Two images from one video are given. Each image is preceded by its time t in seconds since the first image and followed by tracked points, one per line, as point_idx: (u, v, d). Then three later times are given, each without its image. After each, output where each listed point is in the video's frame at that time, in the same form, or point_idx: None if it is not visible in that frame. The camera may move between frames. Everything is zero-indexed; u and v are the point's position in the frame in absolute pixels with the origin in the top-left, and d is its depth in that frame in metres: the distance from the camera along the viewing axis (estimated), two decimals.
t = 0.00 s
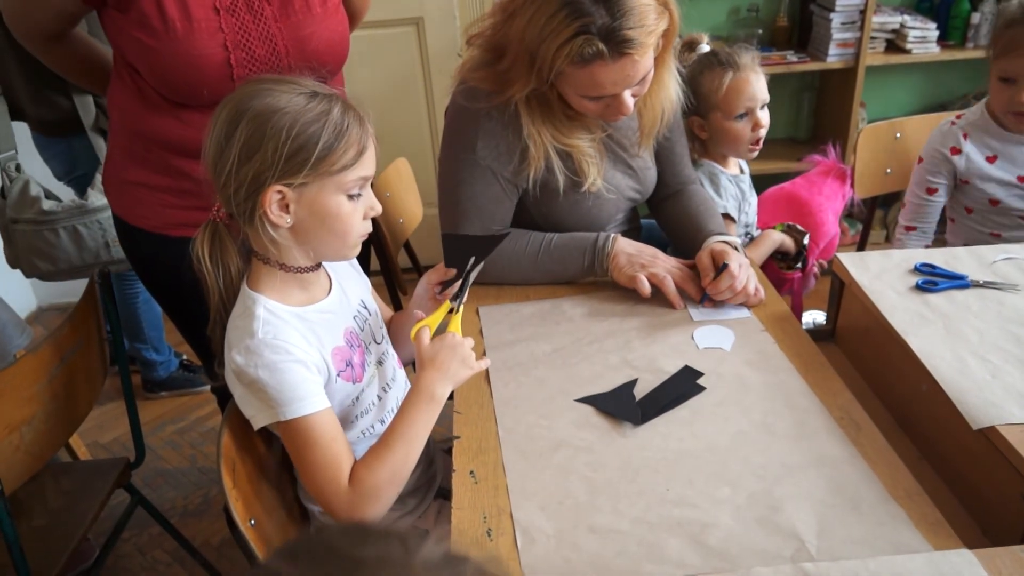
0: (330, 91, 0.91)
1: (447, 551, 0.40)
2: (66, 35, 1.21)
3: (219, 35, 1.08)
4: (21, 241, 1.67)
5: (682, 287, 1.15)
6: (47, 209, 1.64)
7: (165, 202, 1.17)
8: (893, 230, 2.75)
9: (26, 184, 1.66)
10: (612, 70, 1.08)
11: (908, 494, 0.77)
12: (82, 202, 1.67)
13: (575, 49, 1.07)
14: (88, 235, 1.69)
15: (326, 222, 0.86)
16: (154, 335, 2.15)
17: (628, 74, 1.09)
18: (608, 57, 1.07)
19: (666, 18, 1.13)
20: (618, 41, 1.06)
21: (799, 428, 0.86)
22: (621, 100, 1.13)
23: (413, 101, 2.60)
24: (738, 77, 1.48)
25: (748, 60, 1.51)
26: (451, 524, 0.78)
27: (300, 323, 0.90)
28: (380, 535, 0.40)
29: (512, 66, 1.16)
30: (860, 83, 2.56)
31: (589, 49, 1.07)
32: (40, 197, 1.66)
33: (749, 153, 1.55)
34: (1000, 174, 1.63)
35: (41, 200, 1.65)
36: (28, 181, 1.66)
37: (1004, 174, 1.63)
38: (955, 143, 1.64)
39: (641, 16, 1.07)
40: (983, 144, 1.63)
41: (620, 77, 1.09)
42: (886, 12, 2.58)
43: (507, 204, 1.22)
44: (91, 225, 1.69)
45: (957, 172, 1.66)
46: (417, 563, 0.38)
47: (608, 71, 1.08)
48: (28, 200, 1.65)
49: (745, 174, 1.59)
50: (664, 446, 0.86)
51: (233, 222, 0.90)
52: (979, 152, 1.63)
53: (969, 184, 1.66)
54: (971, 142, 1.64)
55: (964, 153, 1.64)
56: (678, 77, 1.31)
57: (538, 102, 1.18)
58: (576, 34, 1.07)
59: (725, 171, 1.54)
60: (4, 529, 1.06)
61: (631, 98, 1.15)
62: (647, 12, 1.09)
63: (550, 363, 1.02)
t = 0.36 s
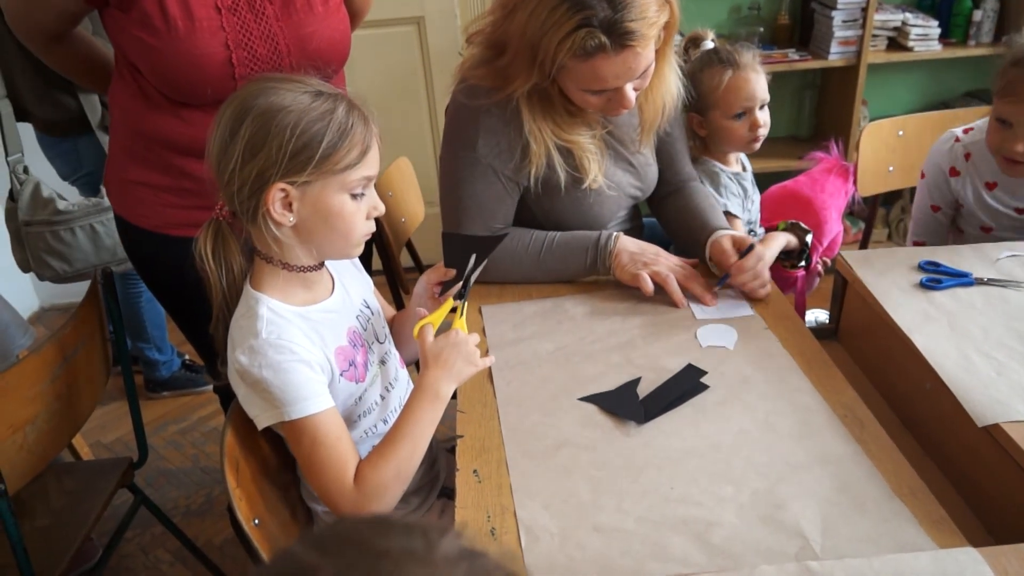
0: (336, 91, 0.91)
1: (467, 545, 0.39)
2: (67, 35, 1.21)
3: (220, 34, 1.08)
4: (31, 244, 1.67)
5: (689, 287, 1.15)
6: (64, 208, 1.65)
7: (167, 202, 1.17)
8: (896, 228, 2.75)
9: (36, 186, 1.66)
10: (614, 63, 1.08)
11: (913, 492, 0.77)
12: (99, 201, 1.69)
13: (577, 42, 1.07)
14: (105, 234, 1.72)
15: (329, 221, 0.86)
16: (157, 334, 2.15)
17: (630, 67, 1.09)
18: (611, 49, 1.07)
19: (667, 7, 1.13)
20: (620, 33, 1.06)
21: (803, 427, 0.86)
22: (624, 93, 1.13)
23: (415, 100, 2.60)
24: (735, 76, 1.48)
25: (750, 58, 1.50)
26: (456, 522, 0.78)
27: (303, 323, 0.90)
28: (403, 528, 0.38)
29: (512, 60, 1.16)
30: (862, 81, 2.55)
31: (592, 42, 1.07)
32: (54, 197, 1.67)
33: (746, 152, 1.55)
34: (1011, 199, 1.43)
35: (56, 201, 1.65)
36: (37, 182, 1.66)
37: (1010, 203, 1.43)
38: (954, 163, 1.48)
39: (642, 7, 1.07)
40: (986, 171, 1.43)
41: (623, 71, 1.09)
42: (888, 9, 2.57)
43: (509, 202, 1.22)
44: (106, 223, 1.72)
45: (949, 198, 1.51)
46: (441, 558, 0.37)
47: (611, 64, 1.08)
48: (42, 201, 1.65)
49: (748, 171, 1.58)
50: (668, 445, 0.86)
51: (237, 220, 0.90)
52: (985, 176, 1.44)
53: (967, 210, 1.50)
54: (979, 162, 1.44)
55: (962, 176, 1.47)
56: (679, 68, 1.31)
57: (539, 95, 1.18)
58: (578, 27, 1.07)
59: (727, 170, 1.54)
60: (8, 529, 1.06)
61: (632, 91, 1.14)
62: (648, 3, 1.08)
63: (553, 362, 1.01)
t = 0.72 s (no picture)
0: (339, 87, 0.91)
1: (465, 554, 0.43)
2: (70, 31, 1.22)
3: (222, 30, 1.08)
4: (38, 239, 1.67)
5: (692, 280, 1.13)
6: (63, 206, 1.65)
7: (168, 199, 1.17)
8: (898, 229, 2.75)
9: (39, 181, 1.66)
10: (626, 37, 1.10)
11: (915, 492, 0.77)
12: (98, 199, 1.68)
13: (591, 16, 1.09)
14: (104, 231, 1.71)
15: (333, 216, 0.85)
16: (160, 331, 2.15)
17: (642, 42, 1.11)
18: (625, 23, 1.09)
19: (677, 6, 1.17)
20: (633, 7, 1.08)
21: (805, 426, 0.86)
22: (631, 73, 1.14)
23: (417, 99, 2.60)
24: (725, 86, 1.47)
25: (745, 65, 1.48)
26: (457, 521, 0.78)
27: (305, 320, 0.90)
28: (400, 540, 0.42)
29: (520, 40, 1.16)
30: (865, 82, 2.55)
31: (607, 15, 1.08)
32: (55, 193, 1.66)
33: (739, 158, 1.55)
34: (1015, 194, 1.38)
35: (56, 197, 1.65)
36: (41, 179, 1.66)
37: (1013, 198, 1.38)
38: (954, 162, 1.45)
39: None
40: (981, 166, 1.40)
41: (634, 46, 1.11)
42: (891, 9, 2.57)
43: (515, 196, 1.22)
44: (106, 220, 1.71)
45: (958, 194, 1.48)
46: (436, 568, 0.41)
47: (623, 38, 1.10)
48: (43, 196, 1.65)
49: (744, 169, 1.59)
50: (670, 444, 0.86)
51: (239, 217, 0.90)
52: (983, 175, 1.40)
53: (976, 205, 1.46)
54: (976, 162, 1.41)
55: (962, 176, 1.44)
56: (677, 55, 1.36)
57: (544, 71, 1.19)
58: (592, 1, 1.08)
59: (723, 174, 1.53)
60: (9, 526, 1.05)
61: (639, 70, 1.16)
62: None
63: (554, 360, 1.01)
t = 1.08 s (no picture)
0: (342, 86, 0.91)
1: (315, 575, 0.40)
2: (74, 30, 1.22)
3: (226, 30, 1.08)
4: (33, 236, 1.68)
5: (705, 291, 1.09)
6: (58, 206, 1.64)
7: (171, 197, 1.17)
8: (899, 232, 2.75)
9: (39, 178, 1.64)
10: (638, 35, 1.10)
11: (915, 496, 0.77)
12: (92, 199, 1.67)
13: (608, 13, 1.09)
14: (97, 232, 1.70)
15: (337, 215, 0.86)
16: (164, 329, 2.15)
17: (652, 42, 1.11)
18: (640, 21, 1.09)
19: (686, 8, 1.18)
20: (649, 6, 1.08)
21: (805, 429, 0.86)
22: (639, 71, 1.15)
23: (420, 99, 2.60)
24: (727, 91, 1.47)
25: (748, 67, 1.48)
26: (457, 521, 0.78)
27: (308, 320, 0.90)
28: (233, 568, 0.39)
29: (532, 36, 1.16)
30: (867, 84, 2.55)
31: (622, 13, 1.08)
32: (52, 191, 1.66)
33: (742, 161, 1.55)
34: None
35: (52, 196, 1.65)
36: (40, 175, 1.65)
37: None
38: (973, 167, 1.45)
39: None
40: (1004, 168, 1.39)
41: (645, 45, 1.11)
42: (894, 12, 2.57)
43: (531, 198, 1.21)
44: (100, 221, 1.70)
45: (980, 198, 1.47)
46: None
47: (636, 37, 1.10)
48: (40, 194, 1.64)
49: (747, 173, 1.59)
50: (670, 445, 0.86)
51: (243, 217, 0.90)
52: (1003, 176, 1.39)
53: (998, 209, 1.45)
54: (995, 164, 1.40)
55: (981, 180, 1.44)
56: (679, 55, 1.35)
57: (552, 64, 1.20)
58: None
59: (725, 178, 1.54)
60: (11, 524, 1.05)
61: (646, 69, 1.17)
62: None
63: (555, 361, 1.02)
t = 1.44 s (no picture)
0: (339, 86, 0.91)
1: None
2: (73, 30, 1.22)
3: (225, 30, 1.08)
4: (34, 237, 1.68)
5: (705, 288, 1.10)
6: (55, 208, 1.64)
7: (171, 198, 1.18)
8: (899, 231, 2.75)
9: (39, 180, 1.65)
10: (632, 40, 1.10)
11: (914, 495, 0.77)
12: (89, 202, 1.66)
13: (601, 17, 1.08)
14: (92, 235, 1.68)
15: (335, 214, 0.85)
16: (166, 331, 2.16)
17: (648, 47, 1.11)
18: (634, 26, 1.09)
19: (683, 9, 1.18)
20: (643, 11, 1.08)
21: (805, 428, 0.86)
22: (635, 74, 1.15)
23: (420, 99, 2.60)
24: (731, 99, 1.46)
25: (755, 75, 1.46)
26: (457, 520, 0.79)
27: (308, 320, 0.90)
28: None
29: (528, 39, 1.16)
30: (867, 84, 2.55)
31: (616, 18, 1.08)
32: (52, 193, 1.66)
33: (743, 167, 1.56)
34: (983, 206, 1.26)
35: (51, 197, 1.65)
36: (41, 177, 1.65)
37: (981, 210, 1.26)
38: (911, 185, 1.34)
39: None
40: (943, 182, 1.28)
41: (640, 50, 1.11)
42: (894, 12, 2.57)
43: (530, 197, 1.21)
44: (96, 224, 1.69)
45: (919, 218, 1.35)
46: None
47: (630, 41, 1.10)
48: (39, 195, 1.65)
49: (750, 176, 1.57)
50: (669, 444, 0.86)
51: (243, 218, 0.90)
52: (945, 192, 1.29)
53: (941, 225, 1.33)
54: (936, 182, 1.29)
55: (924, 198, 1.32)
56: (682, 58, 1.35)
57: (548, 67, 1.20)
58: (604, 3, 1.07)
59: (729, 178, 1.54)
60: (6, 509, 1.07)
61: (642, 72, 1.17)
62: None
63: (555, 361, 1.02)
